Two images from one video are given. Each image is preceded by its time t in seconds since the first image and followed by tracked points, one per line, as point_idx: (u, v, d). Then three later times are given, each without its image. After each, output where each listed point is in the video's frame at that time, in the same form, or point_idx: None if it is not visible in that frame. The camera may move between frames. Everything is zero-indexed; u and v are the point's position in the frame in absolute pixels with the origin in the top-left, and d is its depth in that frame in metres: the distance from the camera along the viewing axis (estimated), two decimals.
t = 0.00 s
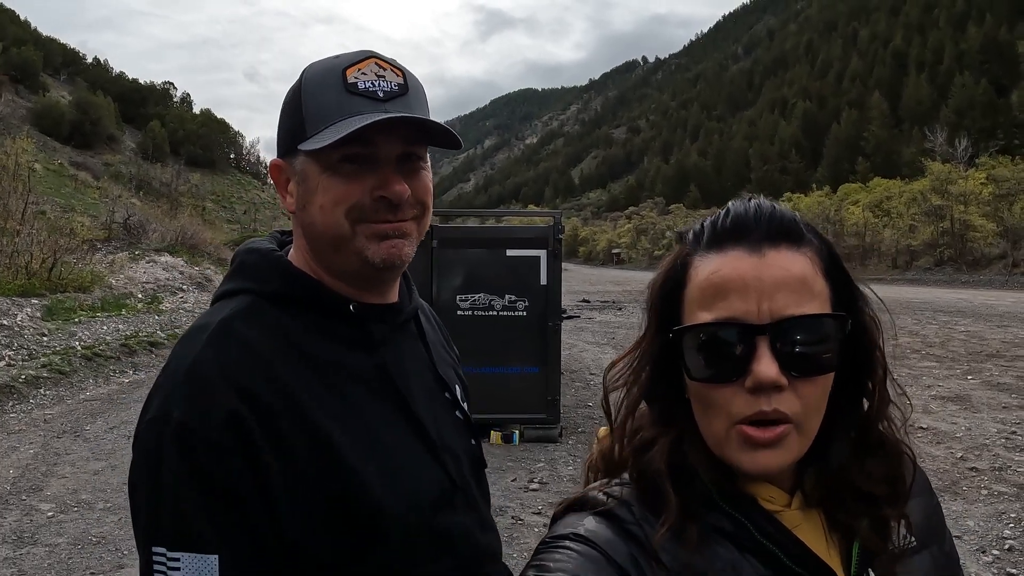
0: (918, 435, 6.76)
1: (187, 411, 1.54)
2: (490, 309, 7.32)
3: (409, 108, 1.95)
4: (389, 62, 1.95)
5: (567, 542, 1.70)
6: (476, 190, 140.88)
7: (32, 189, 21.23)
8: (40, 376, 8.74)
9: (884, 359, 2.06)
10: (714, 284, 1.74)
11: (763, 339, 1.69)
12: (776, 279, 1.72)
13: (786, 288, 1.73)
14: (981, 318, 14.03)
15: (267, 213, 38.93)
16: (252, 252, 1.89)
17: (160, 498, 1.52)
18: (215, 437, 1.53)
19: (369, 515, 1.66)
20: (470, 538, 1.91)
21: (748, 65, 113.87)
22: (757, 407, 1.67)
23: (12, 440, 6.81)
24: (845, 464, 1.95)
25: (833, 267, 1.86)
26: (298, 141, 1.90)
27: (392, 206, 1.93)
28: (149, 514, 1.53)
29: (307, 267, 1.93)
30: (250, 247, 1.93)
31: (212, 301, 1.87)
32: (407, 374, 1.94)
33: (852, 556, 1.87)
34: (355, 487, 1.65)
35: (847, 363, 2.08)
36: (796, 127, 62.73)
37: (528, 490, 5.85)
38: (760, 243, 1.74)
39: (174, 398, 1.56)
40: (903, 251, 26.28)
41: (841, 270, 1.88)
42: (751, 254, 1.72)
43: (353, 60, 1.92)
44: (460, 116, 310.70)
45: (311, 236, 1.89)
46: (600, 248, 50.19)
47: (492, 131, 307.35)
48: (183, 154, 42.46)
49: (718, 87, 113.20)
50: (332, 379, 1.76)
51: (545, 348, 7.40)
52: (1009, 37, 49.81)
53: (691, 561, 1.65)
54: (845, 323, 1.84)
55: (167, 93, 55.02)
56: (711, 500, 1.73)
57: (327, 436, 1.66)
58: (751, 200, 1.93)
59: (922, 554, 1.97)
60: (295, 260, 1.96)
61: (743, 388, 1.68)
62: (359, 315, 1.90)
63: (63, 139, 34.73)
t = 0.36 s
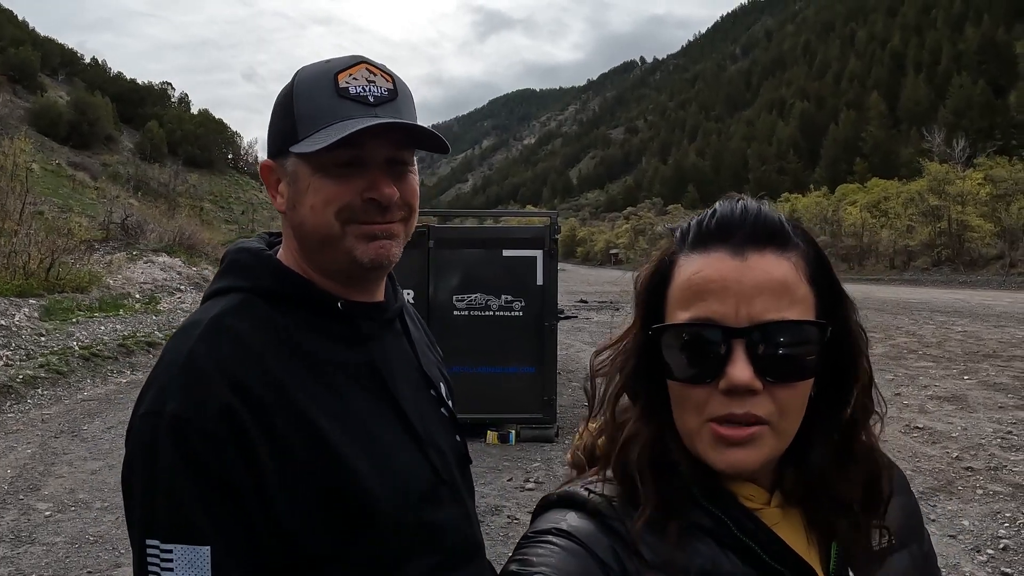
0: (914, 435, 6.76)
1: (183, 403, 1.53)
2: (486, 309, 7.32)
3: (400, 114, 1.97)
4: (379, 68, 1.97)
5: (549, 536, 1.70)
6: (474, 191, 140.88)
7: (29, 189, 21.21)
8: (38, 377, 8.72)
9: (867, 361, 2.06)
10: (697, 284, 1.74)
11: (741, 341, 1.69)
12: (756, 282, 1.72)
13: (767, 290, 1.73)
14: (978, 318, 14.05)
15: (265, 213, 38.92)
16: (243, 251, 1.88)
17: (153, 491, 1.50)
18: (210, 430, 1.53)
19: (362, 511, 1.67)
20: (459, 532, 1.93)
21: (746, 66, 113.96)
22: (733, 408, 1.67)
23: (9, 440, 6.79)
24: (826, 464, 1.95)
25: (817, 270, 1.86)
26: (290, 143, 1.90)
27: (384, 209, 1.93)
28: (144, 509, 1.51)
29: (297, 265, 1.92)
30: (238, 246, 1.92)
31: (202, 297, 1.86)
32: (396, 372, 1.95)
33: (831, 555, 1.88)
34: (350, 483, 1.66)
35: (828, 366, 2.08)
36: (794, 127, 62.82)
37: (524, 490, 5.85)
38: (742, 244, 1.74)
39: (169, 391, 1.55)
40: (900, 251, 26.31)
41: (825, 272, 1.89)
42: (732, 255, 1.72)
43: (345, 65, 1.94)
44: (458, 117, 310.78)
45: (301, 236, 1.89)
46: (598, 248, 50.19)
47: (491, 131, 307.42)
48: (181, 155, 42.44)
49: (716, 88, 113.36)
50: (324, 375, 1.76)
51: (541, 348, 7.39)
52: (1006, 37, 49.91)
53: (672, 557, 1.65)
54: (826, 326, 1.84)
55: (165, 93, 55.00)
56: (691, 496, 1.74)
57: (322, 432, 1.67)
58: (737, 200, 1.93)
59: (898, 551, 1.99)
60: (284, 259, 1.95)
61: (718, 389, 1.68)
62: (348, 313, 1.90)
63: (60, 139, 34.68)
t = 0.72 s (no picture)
0: (911, 436, 6.78)
1: (185, 405, 1.53)
2: (484, 310, 7.31)
3: (419, 126, 2.00)
4: (400, 79, 1.99)
5: (541, 538, 1.70)
6: (471, 192, 140.94)
7: (26, 189, 21.20)
8: (35, 377, 8.71)
9: (859, 362, 2.08)
10: (695, 282, 1.75)
11: (737, 331, 1.69)
12: (751, 275, 1.73)
13: (763, 283, 1.74)
14: (975, 319, 14.09)
15: (262, 214, 38.92)
16: (242, 253, 1.87)
17: (155, 492, 1.50)
18: (213, 430, 1.52)
19: (362, 511, 1.68)
20: (459, 534, 1.93)
21: (743, 67, 114.05)
22: (728, 400, 1.67)
23: (6, 441, 6.78)
24: (820, 466, 1.96)
25: (812, 269, 1.87)
26: (308, 148, 1.88)
27: (394, 216, 1.93)
28: (146, 510, 1.51)
29: (301, 270, 1.91)
30: (237, 248, 1.92)
31: (201, 300, 1.85)
32: (394, 373, 1.96)
33: (825, 558, 1.87)
34: (352, 483, 1.67)
35: (824, 365, 2.10)
36: (791, 128, 62.95)
37: (522, 490, 5.85)
38: (738, 240, 1.76)
39: (171, 392, 1.54)
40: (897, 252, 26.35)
41: (820, 273, 1.91)
42: (730, 249, 1.74)
43: (367, 73, 1.93)
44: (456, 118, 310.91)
45: (311, 242, 1.87)
46: (595, 249, 50.22)
47: (488, 133, 307.64)
48: (178, 155, 42.41)
49: (713, 89, 113.61)
50: (325, 376, 1.76)
51: (539, 348, 7.38)
52: (1003, 39, 50.04)
53: (661, 558, 1.65)
54: (821, 323, 1.85)
55: (163, 94, 54.98)
56: (682, 496, 1.74)
57: (323, 434, 1.67)
58: (735, 201, 1.94)
59: (893, 551, 1.99)
60: (285, 261, 1.94)
61: (712, 381, 1.68)
62: (349, 316, 1.90)
63: (58, 139, 34.62)
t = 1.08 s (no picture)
0: (908, 438, 6.78)
1: (182, 414, 1.53)
2: (482, 311, 7.31)
3: (417, 129, 2.00)
4: (398, 80, 1.97)
5: (545, 551, 1.67)
6: (469, 193, 140.87)
7: (23, 190, 21.17)
8: (32, 378, 8.69)
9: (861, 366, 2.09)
10: (699, 285, 1.76)
11: (748, 330, 1.70)
12: (758, 275, 1.75)
13: (771, 282, 1.75)
14: (972, 320, 14.11)
15: (259, 215, 38.85)
16: (241, 260, 1.87)
17: (153, 500, 1.50)
18: (210, 438, 1.53)
19: (362, 517, 1.67)
20: (460, 542, 1.92)
21: (740, 68, 114.16)
22: (743, 400, 1.66)
23: (4, 442, 6.77)
24: (825, 471, 1.96)
25: (814, 272, 1.88)
26: (305, 152, 1.87)
27: (395, 221, 1.93)
28: (143, 517, 1.51)
29: (301, 275, 1.91)
30: (236, 255, 1.91)
31: (200, 307, 1.85)
32: (394, 378, 1.95)
33: (829, 564, 1.87)
34: (353, 489, 1.66)
35: (825, 371, 2.11)
36: (789, 130, 63.01)
37: (520, 492, 5.85)
38: (742, 241, 1.78)
39: (169, 399, 1.55)
40: (894, 253, 26.33)
41: (819, 277, 1.92)
42: (735, 250, 1.76)
43: (364, 76, 1.92)
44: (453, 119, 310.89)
45: (309, 248, 1.87)
46: (592, 250, 50.22)
47: (485, 134, 307.68)
48: (175, 155, 42.39)
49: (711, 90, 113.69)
50: (324, 382, 1.76)
51: (537, 350, 7.38)
52: (1000, 40, 50.17)
53: (667, 568, 1.63)
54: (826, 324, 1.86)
55: (160, 94, 54.91)
56: (687, 504, 1.74)
57: (322, 441, 1.66)
58: (734, 209, 1.95)
59: (900, 558, 1.98)
60: (285, 267, 1.93)
61: (727, 379, 1.67)
62: (349, 322, 1.89)
63: (55, 139, 34.55)
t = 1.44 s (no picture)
0: (907, 438, 6.79)
1: (182, 412, 1.52)
2: (478, 311, 7.31)
3: (405, 109, 1.96)
4: (385, 66, 1.97)
5: (554, 546, 1.65)
6: (466, 194, 140.89)
7: (20, 190, 21.14)
8: (29, 378, 8.68)
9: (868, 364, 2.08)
10: (698, 283, 1.77)
11: (739, 323, 1.70)
12: (751, 266, 1.75)
13: (764, 275, 1.75)
14: (968, 321, 14.13)
15: (255, 215, 38.82)
16: (245, 255, 1.87)
17: (153, 494, 1.50)
18: (210, 435, 1.52)
19: (362, 517, 1.66)
20: (463, 539, 1.92)
21: (737, 69, 114.32)
22: (732, 393, 1.66)
23: None
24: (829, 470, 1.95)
25: (811, 265, 1.88)
26: (296, 142, 1.89)
27: (388, 208, 1.92)
28: (142, 515, 1.51)
29: (300, 269, 1.91)
30: (242, 249, 1.91)
31: (203, 303, 1.85)
32: (396, 374, 1.95)
33: (835, 560, 1.87)
34: (355, 490, 1.66)
35: (828, 365, 2.10)
36: (785, 130, 63.12)
37: (517, 492, 5.85)
38: (737, 237, 1.78)
39: (168, 398, 1.54)
40: (891, 254, 26.36)
41: (818, 271, 1.91)
42: (730, 245, 1.76)
43: (350, 62, 1.93)
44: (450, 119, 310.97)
45: (304, 237, 1.87)
46: (589, 250, 50.26)
47: (482, 134, 307.79)
48: (172, 156, 42.33)
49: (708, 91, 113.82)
50: (327, 378, 1.76)
51: (534, 350, 7.39)
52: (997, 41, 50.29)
53: (673, 564, 1.62)
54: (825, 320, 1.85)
55: (157, 94, 54.87)
56: (694, 501, 1.74)
57: (323, 439, 1.65)
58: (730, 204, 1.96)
59: (908, 554, 1.97)
60: (288, 263, 1.93)
61: (718, 371, 1.67)
62: (351, 317, 1.89)
63: (51, 139, 34.49)
